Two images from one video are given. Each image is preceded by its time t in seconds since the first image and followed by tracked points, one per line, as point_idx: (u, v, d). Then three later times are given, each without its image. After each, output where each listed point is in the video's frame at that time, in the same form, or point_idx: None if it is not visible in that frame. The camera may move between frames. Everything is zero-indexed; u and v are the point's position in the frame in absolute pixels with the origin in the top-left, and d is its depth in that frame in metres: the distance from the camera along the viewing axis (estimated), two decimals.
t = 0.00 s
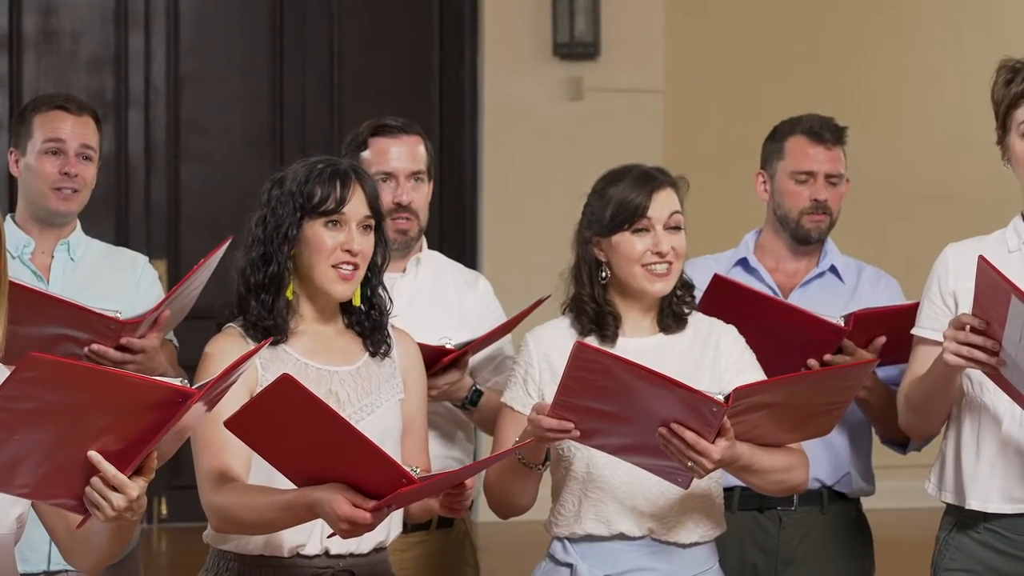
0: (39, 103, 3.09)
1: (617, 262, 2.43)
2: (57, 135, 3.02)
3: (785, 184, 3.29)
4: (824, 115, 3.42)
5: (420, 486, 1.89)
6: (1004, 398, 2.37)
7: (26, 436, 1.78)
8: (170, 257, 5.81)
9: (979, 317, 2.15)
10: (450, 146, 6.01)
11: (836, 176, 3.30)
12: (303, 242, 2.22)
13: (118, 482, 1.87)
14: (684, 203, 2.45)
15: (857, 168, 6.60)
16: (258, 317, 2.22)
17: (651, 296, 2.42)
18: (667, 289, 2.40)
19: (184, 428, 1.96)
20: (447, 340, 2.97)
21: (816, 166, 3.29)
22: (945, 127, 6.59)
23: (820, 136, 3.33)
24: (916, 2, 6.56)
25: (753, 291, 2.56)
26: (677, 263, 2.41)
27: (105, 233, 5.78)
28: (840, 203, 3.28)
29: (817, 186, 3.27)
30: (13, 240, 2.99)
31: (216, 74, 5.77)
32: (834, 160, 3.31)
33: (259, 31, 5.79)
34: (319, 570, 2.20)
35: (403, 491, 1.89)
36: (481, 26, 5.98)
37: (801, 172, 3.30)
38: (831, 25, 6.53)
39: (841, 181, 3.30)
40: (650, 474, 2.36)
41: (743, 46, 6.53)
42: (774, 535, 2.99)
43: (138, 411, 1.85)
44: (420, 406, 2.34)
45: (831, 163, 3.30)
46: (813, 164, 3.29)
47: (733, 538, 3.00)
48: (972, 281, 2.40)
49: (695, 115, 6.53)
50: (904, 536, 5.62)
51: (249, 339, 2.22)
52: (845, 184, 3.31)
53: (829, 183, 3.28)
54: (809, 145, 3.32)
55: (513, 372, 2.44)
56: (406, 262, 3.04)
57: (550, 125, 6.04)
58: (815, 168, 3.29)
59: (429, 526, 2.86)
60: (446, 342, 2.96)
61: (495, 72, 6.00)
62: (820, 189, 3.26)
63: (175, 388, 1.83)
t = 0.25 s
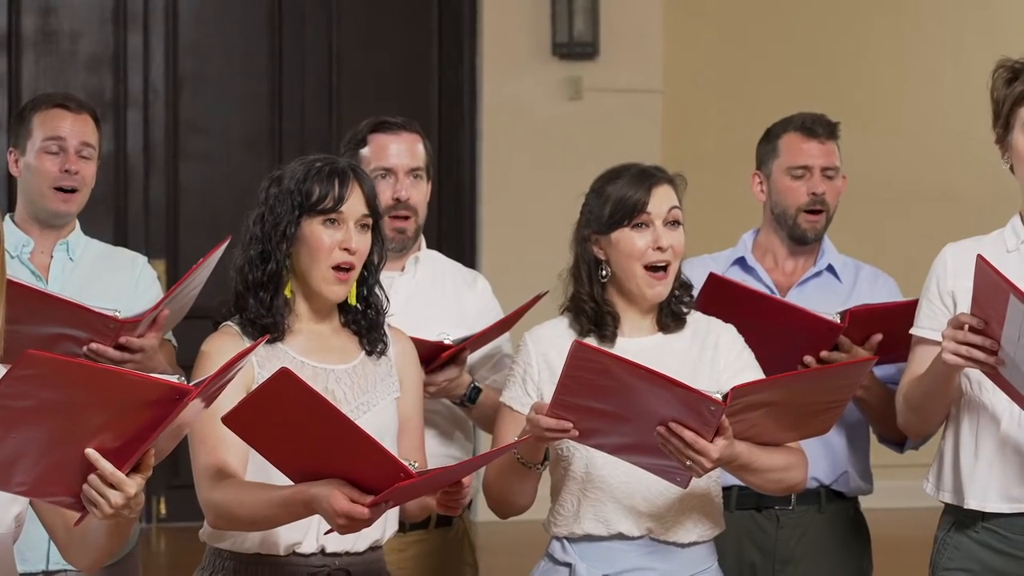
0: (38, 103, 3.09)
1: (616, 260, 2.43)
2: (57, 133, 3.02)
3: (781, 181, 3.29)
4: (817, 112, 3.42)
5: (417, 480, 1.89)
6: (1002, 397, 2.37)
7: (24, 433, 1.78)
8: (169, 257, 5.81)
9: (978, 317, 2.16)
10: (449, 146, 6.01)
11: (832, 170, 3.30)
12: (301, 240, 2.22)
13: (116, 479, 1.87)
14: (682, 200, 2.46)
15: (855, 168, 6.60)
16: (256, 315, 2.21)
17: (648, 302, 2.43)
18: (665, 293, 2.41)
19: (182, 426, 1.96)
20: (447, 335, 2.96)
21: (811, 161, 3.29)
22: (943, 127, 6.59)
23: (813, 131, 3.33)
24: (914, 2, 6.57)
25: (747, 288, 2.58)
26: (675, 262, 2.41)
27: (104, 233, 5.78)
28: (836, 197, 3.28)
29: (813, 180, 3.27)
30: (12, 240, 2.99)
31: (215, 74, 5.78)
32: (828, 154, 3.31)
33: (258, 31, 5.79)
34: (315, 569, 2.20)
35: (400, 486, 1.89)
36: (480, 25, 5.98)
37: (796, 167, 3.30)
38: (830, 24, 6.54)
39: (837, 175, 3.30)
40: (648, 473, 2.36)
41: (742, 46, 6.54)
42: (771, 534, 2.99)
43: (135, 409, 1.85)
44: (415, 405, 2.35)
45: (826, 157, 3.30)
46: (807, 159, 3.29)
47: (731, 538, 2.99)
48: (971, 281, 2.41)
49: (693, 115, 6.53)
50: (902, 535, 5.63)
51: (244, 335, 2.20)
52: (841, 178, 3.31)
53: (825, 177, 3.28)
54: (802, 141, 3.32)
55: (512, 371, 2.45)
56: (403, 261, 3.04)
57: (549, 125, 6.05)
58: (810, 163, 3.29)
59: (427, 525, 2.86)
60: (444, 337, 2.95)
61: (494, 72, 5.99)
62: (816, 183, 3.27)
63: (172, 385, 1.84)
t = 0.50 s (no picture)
0: (37, 102, 3.09)
1: (613, 259, 2.43)
2: (57, 132, 3.03)
3: (773, 180, 3.30)
4: (807, 111, 3.44)
5: (419, 475, 1.91)
6: (1001, 396, 2.38)
7: (22, 432, 1.78)
8: (168, 257, 5.81)
9: (977, 316, 2.16)
10: (448, 145, 6.01)
11: (825, 168, 3.31)
12: (297, 238, 2.22)
13: (115, 477, 1.87)
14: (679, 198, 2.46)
15: (853, 168, 6.60)
16: (253, 312, 2.21)
17: (645, 302, 2.43)
18: (661, 293, 2.41)
19: (180, 423, 1.95)
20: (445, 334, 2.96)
21: (804, 159, 3.31)
22: (942, 127, 6.60)
23: (805, 130, 3.35)
24: (913, 2, 6.57)
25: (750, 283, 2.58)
26: (672, 260, 2.41)
27: (103, 232, 5.78)
28: (829, 194, 3.28)
29: (806, 178, 3.28)
30: (11, 239, 2.99)
31: (213, 73, 5.77)
32: (821, 152, 3.32)
33: (257, 31, 5.79)
34: (310, 567, 2.20)
35: (403, 479, 1.91)
36: (479, 25, 5.98)
37: (789, 166, 3.31)
38: (829, 24, 6.54)
39: (830, 172, 3.31)
40: (646, 472, 2.36)
41: (741, 46, 6.54)
42: (769, 533, 2.99)
43: (134, 407, 1.85)
44: (410, 404, 2.35)
45: (819, 155, 3.32)
46: (800, 157, 3.31)
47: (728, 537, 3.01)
48: (969, 280, 2.41)
49: (692, 114, 6.53)
50: (901, 535, 5.63)
51: (240, 332, 2.20)
52: (834, 175, 3.33)
53: (818, 175, 3.30)
54: (794, 139, 3.34)
55: (511, 371, 2.45)
56: (401, 260, 3.05)
57: (548, 124, 6.05)
58: (803, 161, 3.31)
59: (427, 523, 2.87)
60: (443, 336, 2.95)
61: (493, 72, 5.99)
62: (809, 181, 3.28)
63: (170, 382, 1.84)
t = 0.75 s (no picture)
0: (38, 102, 3.08)
1: (610, 260, 2.43)
2: (57, 133, 3.02)
3: (766, 179, 3.30)
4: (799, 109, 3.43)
5: (424, 474, 1.90)
6: (1000, 396, 2.37)
7: (22, 432, 1.78)
8: (167, 257, 5.82)
9: (975, 316, 2.16)
10: (447, 145, 6.01)
11: (817, 166, 3.31)
12: (295, 238, 2.22)
13: (115, 478, 1.87)
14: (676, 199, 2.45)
15: (852, 168, 6.60)
16: (251, 312, 2.21)
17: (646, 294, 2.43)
18: (661, 285, 2.41)
19: (181, 422, 1.95)
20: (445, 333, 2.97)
21: (796, 158, 3.30)
22: (941, 127, 6.60)
23: (796, 128, 3.34)
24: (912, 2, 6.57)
25: (751, 282, 2.57)
26: (670, 260, 2.41)
27: (102, 232, 5.78)
28: (822, 193, 3.29)
29: (799, 177, 3.28)
30: (11, 239, 2.99)
31: (213, 73, 5.78)
32: (813, 150, 3.32)
33: (256, 30, 5.79)
34: (305, 567, 2.21)
35: (407, 479, 1.90)
36: (478, 24, 5.98)
37: (781, 165, 3.30)
38: (828, 24, 6.54)
39: (822, 171, 3.31)
40: (646, 472, 2.36)
41: (740, 46, 6.54)
42: (766, 533, 2.99)
43: (134, 407, 1.84)
44: (406, 405, 2.34)
45: (811, 153, 3.31)
46: (792, 155, 3.30)
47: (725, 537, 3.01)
48: (967, 280, 2.41)
49: (691, 114, 6.53)
50: (900, 534, 5.63)
51: (239, 333, 2.21)
52: (826, 174, 3.33)
53: (811, 174, 3.30)
54: (786, 138, 3.33)
55: (510, 372, 2.45)
56: (401, 259, 3.04)
57: (547, 124, 6.05)
58: (795, 160, 3.30)
59: (426, 523, 2.87)
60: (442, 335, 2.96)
61: (493, 71, 5.99)
62: (802, 180, 3.27)
63: (171, 382, 1.84)
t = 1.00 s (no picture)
0: (38, 103, 3.09)
1: (607, 262, 2.43)
2: (58, 137, 3.02)
3: (759, 175, 3.30)
4: (791, 105, 3.43)
5: (426, 487, 1.90)
6: (999, 395, 2.38)
7: (21, 429, 1.79)
8: (166, 257, 5.82)
9: (974, 314, 2.16)
10: (446, 145, 6.01)
11: (809, 161, 3.31)
12: (292, 240, 2.22)
13: (114, 475, 1.87)
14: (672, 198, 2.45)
15: (849, 168, 6.61)
16: (247, 313, 2.22)
17: (643, 298, 2.43)
18: (657, 289, 2.41)
19: (180, 420, 1.96)
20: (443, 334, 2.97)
21: (787, 153, 3.30)
22: (939, 127, 6.61)
23: (787, 124, 3.34)
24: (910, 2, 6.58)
25: (751, 276, 2.58)
26: (666, 260, 2.41)
27: (101, 232, 5.78)
28: (816, 188, 3.28)
29: (791, 173, 3.28)
30: (9, 239, 2.98)
31: (212, 73, 5.78)
32: (804, 145, 3.32)
33: (255, 29, 5.79)
34: (301, 567, 2.21)
35: (409, 492, 1.90)
36: (477, 23, 5.98)
37: (773, 161, 3.31)
38: (826, 25, 6.54)
39: (815, 166, 3.31)
40: (645, 470, 2.36)
41: (737, 46, 6.54)
42: (762, 532, 2.99)
43: (133, 405, 1.84)
44: (401, 405, 2.33)
45: (802, 148, 3.31)
46: (784, 151, 3.31)
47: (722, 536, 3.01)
48: (966, 279, 2.41)
49: (689, 115, 6.54)
50: (898, 534, 5.64)
51: (235, 332, 2.21)
52: (819, 169, 3.32)
53: (803, 169, 3.30)
54: (777, 134, 3.33)
55: (508, 371, 2.46)
56: (400, 258, 3.04)
57: (546, 124, 6.05)
58: (787, 155, 3.30)
59: (424, 522, 2.87)
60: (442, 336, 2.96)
61: (491, 71, 5.99)
62: (794, 176, 3.27)
63: (170, 381, 1.83)
